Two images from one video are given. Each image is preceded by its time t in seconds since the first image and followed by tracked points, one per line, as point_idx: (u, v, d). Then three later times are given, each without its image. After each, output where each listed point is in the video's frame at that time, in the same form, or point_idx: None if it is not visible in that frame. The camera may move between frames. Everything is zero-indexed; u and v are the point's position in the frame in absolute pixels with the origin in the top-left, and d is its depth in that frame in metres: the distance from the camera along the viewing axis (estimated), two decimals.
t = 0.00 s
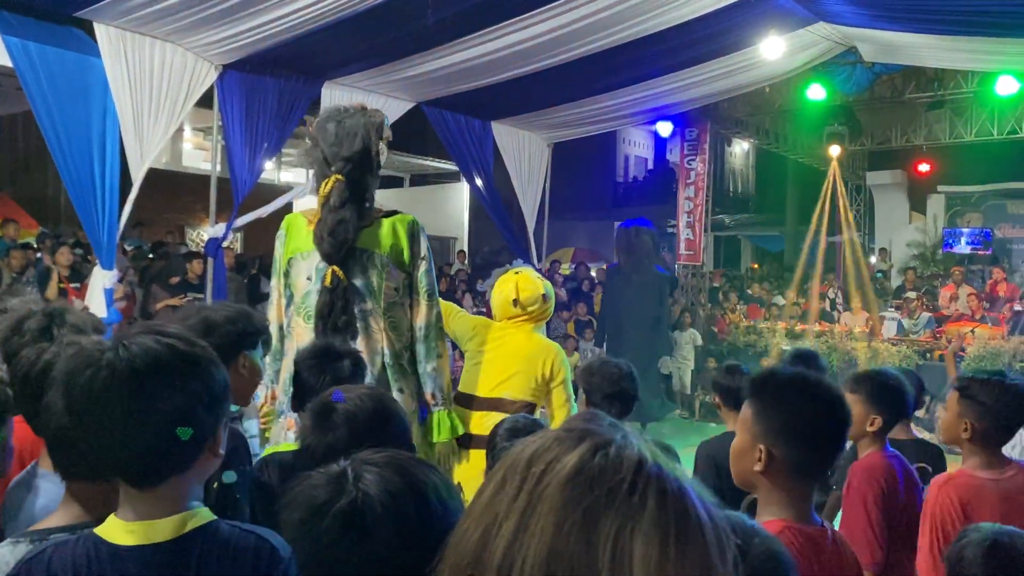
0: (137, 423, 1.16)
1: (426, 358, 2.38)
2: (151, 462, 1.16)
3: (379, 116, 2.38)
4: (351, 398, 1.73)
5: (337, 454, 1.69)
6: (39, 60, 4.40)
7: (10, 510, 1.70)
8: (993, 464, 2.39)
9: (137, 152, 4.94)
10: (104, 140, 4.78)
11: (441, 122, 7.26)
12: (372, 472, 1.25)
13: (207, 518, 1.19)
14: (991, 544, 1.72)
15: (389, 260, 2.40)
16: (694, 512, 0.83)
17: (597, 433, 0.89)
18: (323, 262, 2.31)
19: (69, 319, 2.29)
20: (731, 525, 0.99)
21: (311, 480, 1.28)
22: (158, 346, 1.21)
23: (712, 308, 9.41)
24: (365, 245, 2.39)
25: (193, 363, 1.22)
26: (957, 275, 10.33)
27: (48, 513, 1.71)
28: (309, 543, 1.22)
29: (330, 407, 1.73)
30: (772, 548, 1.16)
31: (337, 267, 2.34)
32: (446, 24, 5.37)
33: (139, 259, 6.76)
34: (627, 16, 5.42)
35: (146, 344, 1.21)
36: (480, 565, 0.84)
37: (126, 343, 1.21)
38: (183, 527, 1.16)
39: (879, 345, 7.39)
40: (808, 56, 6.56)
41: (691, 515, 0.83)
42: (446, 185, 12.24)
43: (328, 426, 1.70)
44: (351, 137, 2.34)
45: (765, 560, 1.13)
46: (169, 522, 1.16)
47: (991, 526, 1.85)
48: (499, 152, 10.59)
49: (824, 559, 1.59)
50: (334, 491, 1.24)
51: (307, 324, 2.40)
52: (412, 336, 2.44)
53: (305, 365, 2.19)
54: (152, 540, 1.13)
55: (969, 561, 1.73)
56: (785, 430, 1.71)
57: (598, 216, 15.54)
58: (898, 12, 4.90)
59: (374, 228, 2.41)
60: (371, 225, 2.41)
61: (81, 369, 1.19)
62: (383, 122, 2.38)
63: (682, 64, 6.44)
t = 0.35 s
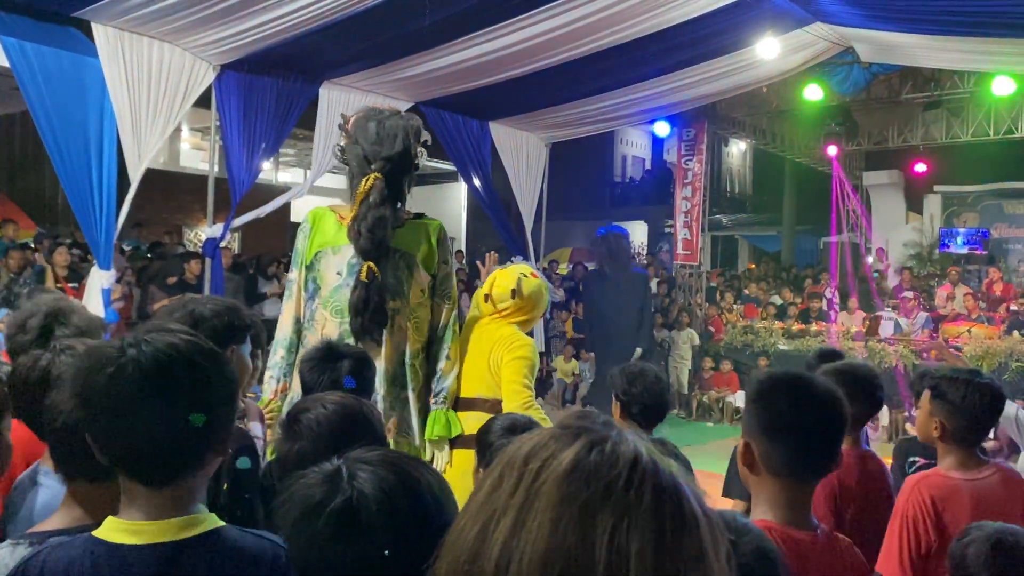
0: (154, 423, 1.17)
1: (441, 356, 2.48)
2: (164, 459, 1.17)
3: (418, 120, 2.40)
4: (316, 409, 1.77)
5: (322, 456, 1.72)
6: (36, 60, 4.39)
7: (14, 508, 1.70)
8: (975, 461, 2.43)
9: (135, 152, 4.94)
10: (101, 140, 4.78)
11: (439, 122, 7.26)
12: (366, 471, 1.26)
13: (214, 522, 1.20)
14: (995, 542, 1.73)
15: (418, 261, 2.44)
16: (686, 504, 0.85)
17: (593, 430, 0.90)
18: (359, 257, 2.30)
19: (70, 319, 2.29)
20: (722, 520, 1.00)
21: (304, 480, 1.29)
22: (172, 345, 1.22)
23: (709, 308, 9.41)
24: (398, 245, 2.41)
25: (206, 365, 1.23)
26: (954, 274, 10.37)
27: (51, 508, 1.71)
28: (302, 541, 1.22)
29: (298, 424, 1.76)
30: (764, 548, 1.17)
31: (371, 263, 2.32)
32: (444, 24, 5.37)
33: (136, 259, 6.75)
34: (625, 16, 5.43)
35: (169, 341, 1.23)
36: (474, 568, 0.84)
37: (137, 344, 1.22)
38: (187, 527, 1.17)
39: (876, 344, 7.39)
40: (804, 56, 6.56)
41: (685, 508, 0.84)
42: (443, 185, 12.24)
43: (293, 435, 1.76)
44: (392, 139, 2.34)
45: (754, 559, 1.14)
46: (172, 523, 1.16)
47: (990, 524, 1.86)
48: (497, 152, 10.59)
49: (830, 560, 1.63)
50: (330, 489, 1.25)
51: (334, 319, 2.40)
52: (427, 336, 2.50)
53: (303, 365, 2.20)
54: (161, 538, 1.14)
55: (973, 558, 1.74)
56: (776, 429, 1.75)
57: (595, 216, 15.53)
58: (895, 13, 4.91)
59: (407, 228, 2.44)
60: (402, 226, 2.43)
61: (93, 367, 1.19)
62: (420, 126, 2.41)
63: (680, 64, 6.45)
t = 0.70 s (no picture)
0: (176, 428, 1.19)
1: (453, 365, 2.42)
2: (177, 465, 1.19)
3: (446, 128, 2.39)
4: (352, 398, 1.73)
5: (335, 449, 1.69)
6: (34, 60, 4.40)
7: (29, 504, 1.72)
8: (966, 461, 2.44)
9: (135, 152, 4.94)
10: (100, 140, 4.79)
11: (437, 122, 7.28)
12: (366, 469, 1.27)
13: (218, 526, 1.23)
14: (999, 543, 1.74)
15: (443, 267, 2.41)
16: (689, 504, 0.87)
17: (591, 427, 0.90)
18: (403, 263, 2.25)
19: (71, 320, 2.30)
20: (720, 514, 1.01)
21: (303, 480, 1.29)
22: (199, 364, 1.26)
23: (707, 308, 9.42)
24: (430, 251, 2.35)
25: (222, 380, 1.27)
26: (952, 275, 10.38)
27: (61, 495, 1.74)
28: (304, 539, 1.22)
29: (334, 408, 1.72)
30: (756, 546, 1.18)
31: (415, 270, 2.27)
32: (443, 25, 5.38)
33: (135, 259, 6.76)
34: (624, 18, 5.44)
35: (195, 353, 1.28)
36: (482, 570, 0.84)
37: (157, 357, 1.24)
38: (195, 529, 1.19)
39: (874, 345, 7.41)
40: (802, 57, 6.57)
41: (687, 508, 0.86)
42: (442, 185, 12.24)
43: (328, 421, 1.71)
44: (428, 145, 2.31)
45: (747, 560, 1.15)
46: (177, 525, 1.18)
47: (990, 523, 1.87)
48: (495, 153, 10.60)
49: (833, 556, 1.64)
50: (331, 487, 1.25)
51: (369, 324, 2.27)
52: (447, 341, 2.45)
53: (314, 364, 2.13)
54: (169, 538, 1.16)
55: (975, 558, 1.74)
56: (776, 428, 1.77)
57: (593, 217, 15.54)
58: (894, 14, 4.92)
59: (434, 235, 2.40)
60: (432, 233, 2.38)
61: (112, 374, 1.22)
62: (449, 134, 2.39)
63: (679, 65, 6.46)
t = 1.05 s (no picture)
0: (158, 433, 1.19)
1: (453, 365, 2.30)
2: (162, 470, 1.19)
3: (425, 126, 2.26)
4: (375, 387, 1.76)
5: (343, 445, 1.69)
6: (34, 59, 4.40)
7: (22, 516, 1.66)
8: (974, 456, 2.41)
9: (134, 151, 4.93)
10: (99, 138, 4.78)
11: (437, 121, 7.28)
12: (364, 467, 1.27)
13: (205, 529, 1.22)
14: (995, 544, 1.74)
15: (416, 272, 2.28)
16: (696, 502, 0.87)
17: (599, 426, 0.91)
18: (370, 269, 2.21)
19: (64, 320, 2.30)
20: (729, 512, 1.02)
21: (302, 478, 1.29)
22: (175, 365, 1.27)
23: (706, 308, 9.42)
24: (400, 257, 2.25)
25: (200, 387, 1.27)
26: (951, 275, 10.40)
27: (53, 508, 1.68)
28: (302, 536, 1.22)
29: (356, 401, 1.72)
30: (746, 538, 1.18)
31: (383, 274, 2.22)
32: (442, 24, 5.38)
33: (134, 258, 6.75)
34: (624, 17, 5.44)
35: (177, 360, 1.29)
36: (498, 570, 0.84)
37: (136, 362, 1.25)
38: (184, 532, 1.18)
39: (873, 344, 7.41)
40: (802, 56, 6.56)
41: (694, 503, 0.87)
42: (441, 184, 12.24)
43: (351, 422, 1.70)
44: (396, 145, 2.21)
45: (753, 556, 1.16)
46: (164, 526, 1.17)
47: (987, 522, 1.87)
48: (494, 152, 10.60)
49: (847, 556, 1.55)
50: (329, 485, 1.25)
51: (326, 327, 2.28)
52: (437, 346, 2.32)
53: (319, 366, 2.12)
54: (152, 539, 1.14)
55: (970, 557, 1.75)
56: (786, 425, 1.72)
57: (593, 215, 15.54)
58: (893, 14, 4.92)
59: (405, 237, 2.28)
60: (401, 235, 2.27)
61: (91, 381, 1.21)
62: (427, 133, 2.26)
63: (678, 64, 6.46)
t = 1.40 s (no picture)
0: (130, 441, 1.10)
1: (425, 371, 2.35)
2: (136, 481, 1.09)
3: (378, 113, 2.32)
4: (371, 385, 1.76)
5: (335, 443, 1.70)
6: (34, 58, 4.39)
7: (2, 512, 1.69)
8: (995, 454, 2.40)
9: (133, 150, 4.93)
10: (99, 137, 4.78)
11: (437, 121, 7.28)
12: (364, 465, 1.26)
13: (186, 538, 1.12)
14: (981, 543, 1.74)
15: (364, 262, 2.29)
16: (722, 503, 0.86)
17: (624, 428, 0.91)
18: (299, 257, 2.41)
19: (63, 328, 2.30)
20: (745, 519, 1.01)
21: (303, 476, 1.28)
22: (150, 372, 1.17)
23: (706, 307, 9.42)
24: (346, 245, 2.33)
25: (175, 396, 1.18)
26: (950, 275, 10.40)
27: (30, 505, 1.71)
28: (303, 533, 1.22)
29: (353, 396, 1.73)
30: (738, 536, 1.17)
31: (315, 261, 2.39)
32: (441, 23, 5.38)
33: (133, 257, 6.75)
34: (622, 16, 5.44)
35: (154, 367, 1.19)
36: (522, 569, 0.82)
37: (106, 369, 1.15)
38: (162, 540, 1.08)
39: (872, 344, 7.43)
40: (800, 56, 6.57)
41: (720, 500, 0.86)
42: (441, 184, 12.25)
43: (345, 420, 1.70)
44: (344, 131, 2.31)
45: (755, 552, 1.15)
46: (152, 535, 1.08)
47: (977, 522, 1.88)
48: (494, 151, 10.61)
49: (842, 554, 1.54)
50: (329, 483, 1.24)
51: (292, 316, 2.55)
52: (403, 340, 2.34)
53: (317, 361, 2.13)
54: (122, 551, 1.05)
55: (959, 557, 1.75)
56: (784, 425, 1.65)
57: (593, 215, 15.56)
58: (891, 13, 4.92)
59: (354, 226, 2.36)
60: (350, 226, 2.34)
61: (56, 390, 1.12)
62: (379, 120, 2.32)
63: (677, 64, 6.46)
